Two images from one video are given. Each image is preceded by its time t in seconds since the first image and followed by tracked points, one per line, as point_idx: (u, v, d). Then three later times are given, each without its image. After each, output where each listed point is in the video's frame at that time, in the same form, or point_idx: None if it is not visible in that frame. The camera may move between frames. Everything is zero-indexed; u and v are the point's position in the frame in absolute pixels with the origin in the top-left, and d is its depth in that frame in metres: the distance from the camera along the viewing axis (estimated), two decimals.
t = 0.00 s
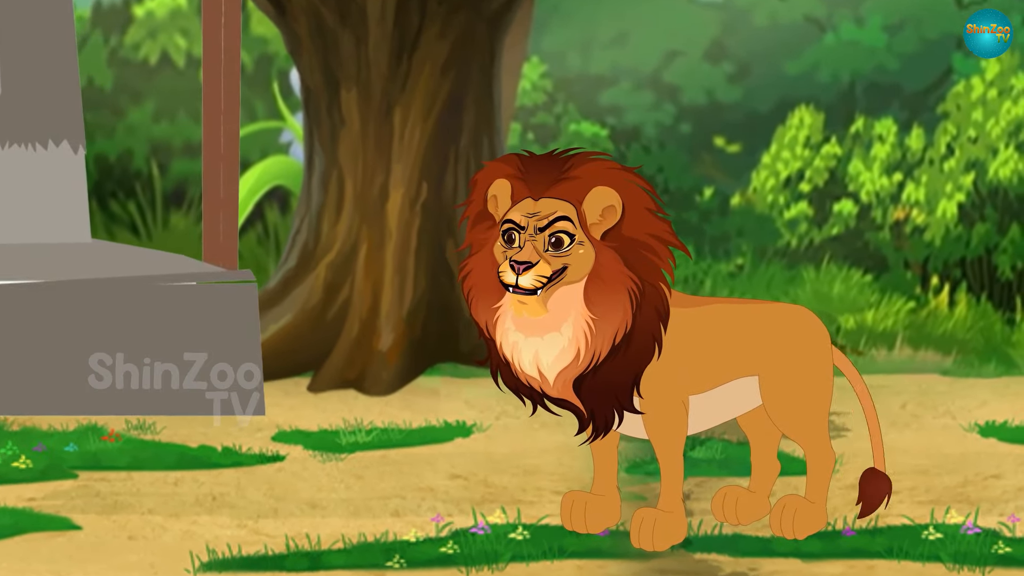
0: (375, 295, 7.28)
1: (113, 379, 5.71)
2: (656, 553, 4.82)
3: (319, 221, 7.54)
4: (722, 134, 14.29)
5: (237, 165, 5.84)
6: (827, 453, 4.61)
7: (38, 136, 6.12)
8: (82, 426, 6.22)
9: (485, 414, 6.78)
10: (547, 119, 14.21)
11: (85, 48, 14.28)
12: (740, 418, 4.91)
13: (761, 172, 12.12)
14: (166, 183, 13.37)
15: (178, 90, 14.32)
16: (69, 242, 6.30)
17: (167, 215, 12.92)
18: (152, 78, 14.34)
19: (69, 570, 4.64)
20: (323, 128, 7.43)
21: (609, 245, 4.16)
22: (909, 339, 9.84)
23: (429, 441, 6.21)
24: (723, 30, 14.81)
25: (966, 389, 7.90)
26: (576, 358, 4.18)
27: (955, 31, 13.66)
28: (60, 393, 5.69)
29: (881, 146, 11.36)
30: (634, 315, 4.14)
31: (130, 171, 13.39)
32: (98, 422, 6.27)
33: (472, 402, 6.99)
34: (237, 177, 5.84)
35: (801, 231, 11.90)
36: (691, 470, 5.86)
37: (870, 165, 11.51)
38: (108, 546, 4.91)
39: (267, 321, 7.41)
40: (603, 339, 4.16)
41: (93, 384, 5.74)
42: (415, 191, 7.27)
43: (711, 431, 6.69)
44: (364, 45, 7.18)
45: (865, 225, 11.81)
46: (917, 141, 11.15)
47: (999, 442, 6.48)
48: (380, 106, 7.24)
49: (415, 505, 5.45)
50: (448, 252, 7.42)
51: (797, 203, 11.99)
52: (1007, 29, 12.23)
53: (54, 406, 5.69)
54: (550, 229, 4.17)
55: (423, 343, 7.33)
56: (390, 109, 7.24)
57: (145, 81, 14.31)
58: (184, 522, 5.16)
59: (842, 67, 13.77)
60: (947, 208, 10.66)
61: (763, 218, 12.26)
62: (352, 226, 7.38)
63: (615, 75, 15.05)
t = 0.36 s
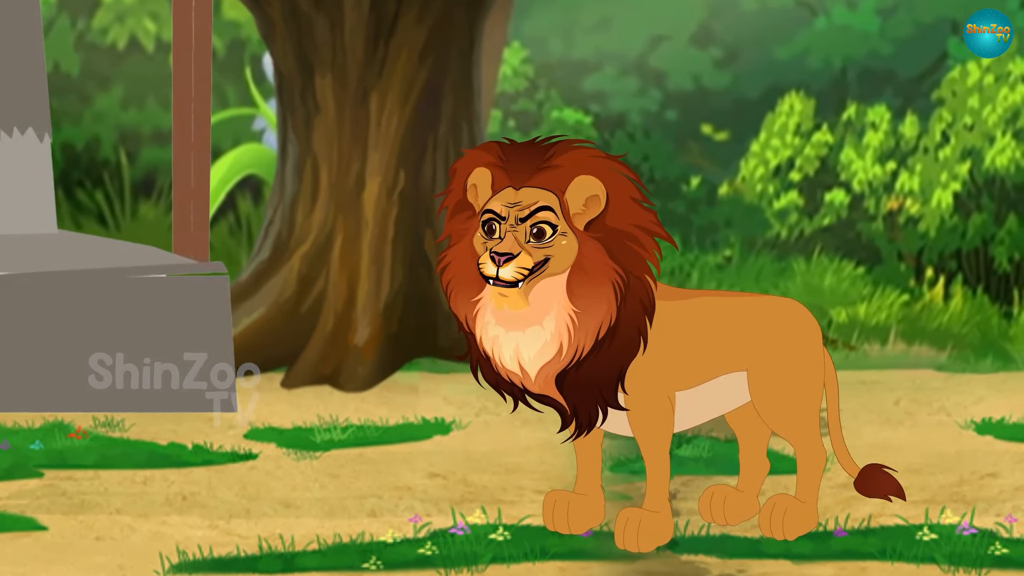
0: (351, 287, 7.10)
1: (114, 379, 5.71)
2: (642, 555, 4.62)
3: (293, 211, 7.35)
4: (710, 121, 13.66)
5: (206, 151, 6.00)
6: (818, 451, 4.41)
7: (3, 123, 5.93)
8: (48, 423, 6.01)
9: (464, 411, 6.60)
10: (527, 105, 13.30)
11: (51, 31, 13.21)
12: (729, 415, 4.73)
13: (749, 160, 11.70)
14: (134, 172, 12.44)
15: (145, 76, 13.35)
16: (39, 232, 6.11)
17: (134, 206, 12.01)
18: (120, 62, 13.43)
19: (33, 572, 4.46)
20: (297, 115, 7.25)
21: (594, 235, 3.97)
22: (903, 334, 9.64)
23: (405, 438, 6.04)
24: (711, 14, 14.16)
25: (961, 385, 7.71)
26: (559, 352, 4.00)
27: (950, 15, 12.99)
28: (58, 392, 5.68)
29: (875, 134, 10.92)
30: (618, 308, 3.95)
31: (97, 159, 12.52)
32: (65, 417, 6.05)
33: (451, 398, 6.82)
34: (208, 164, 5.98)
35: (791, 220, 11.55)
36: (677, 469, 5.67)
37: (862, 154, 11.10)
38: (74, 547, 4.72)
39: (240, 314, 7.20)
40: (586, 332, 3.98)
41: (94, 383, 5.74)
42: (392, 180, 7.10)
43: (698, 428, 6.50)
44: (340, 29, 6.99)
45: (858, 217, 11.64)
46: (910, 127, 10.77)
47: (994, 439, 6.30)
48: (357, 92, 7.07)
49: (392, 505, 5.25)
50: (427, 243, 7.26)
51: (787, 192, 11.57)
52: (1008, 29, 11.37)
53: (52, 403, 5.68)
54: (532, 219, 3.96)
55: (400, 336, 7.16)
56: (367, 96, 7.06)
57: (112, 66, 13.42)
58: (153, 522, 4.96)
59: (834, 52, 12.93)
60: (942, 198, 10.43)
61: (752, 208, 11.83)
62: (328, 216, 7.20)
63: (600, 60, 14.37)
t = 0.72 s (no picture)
0: (326, 279, 6.93)
1: (113, 379, 5.52)
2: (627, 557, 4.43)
3: (265, 202, 7.15)
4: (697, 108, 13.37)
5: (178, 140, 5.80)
6: (808, 448, 4.22)
7: None
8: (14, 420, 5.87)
9: (443, 408, 6.57)
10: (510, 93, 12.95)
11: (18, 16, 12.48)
12: (717, 412, 4.45)
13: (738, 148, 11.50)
14: (104, 159, 11.85)
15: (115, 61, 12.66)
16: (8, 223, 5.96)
17: (104, 195, 11.51)
18: (89, 48, 12.72)
19: None
20: (271, 102, 7.05)
21: (577, 226, 3.76)
22: (897, 328, 9.56)
23: (384, 436, 5.87)
24: None
25: (958, 381, 7.55)
26: (542, 348, 3.78)
27: None
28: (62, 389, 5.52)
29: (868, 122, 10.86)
30: (603, 302, 3.74)
31: (67, 148, 11.89)
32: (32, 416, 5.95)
33: (430, 394, 6.80)
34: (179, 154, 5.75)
35: (781, 211, 11.29)
36: (664, 468, 5.49)
37: (855, 142, 11.01)
38: (41, 548, 4.54)
39: (211, 309, 7.01)
40: (570, 327, 3.76)
41: (94, 383, 5.55)
42: (369, 169, 6.93)
43: (685, 425, 6.34)
44: (316, 13, 6.82)
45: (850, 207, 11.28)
46: (903, 113, 10.71)
47: (991, 437, 6.14)
48: (333, 79, 6.89)
49: (369, 505, 5.05)
50: (405, 234, 7.10)
51: (776, 181, 11.40)
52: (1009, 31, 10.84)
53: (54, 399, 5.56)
54: (514, 210, 3.76)
55: (377, 330, 7.01)
56: (343, 82, 6.89)
57: (82, 52, 12.70)
58: (122, 523, 4.77)
59: (825, 36, 12.71)
60: (937, 186, 10.30)
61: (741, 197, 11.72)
62: (303, 207, 7.01)
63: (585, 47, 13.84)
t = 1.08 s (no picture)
0: (302, 271, 6.76)
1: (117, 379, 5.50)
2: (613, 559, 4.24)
3: (240, 192, 7.00)
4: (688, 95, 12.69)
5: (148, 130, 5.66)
6: (800, 447, 4.01)
7: None
8: None
9: (423, 404, 6.47)
10: (491, 79, 12.22)
11: None
12: (705, 408, 4.22)
13: (728, 138, 11.22)
14: (71, 149, 11.39)
15: (83, 47, 12.00)
16: None
17: (73, 185, 11.10)
18: (58, 36, 12.07)
19: None
20: (246, 89, 6.92)
21: (561, 217, 3.55)
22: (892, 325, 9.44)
23: (361, 434, 5.72)
24: None
25: (952, 376, 7.39)
26: (525, 343, 3.59)
27: None
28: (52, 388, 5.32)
29: (860, 109, 10.74)
30: (588, 296, 3.53)
31: (34, 137, 11.42)
32: None
33: (411, 390, 6.67)
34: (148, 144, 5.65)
35: (772, 203, 10.92)
36: (649, 467, 5.33)
37: (847, 130, 10.85)
38: (8, 548, 4.36)
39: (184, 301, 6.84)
40: (553, 321, 3.56)
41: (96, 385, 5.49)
42: (347, 157, 6.78)
43: (672, 422, 6.18)
44: None
45: (841, 196, 10.88)
46: (897, 103, 10.59)
47: (986, 433, 6.00)
48: (309, 65, 6.76)
49: (346, 505, 4.87)
50: (384, 226, 6.90)
51: (767, 171, 11.04)
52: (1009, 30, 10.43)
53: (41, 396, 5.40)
54: (495, 200, 3.60)
55: (354, 324, 6.85)
56: (320, 68, 6.75)
57: (49, 37, 12.08)
58: (92, 523, 4.60)
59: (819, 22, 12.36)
60: (932, 176, 10.29)
61: (730, 187, 11.21)
62: (279, 196, 6.85)
63: (568, 32, 12.88)
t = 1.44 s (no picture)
0: (294, 269, 6.71)
1: (114, 378, 5.51)
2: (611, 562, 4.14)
3: (231, 189, 6.95)
4: (682, 92, 13.17)
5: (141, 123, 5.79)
6: (798, 448, 3.94)
7: None
8: None
9: (417, 403, 6.38)
10: (484, 75, 12.80)
11: None
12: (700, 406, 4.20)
13: (725, 135, 11.43)
14: (61, 146, 12.04)
15: (76, 45, 12.66)
16: None
17: (63, 181, 11.72)
18: (48, 29, 12.68)
19: None
20: (238, 86, 6.87)
21: (556, 214, 3.49)
22: (889, 322, 9.36)
23: (353, 433, 5.68)
24: None
25: (951, 373, 7.36)
26: (520, 342, 3.53)
27: None
28: (51, 386, 5.40)
29: (858, 106, 10.67)
30: (583, 294, 3.48)
31: (23, 133, 12.11)
32: None
33: (405, 390, 6.61)
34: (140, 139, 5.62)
35: (768, 199, 11.23)
36: (645, 466, 5.28)
37: (844, 126, 10.76)
38: None
39: (174, 300, 6.78)
40: (548, 319, 3.50)
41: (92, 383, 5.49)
42: (339, 154, 6.74)
43: (668, 422, 6.14)
44: None
45: (840, 195, 11.16)
46: (897, 98, 10.50)
47: (987, 432, 5.95)
48: (300, 61, 6.71)
49: (339, 505, 4.79)
50: (376, 222, 6.90)
51: (764, 168, 11.27)
52: (1010, 28, 10.44)
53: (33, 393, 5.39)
54: (490, 197, 3.49)
55: (347, 322, 6.80)
56: (312, 64, 6.70)
57: (41, 33, 12.69)
58: (82, 524, 4.50)
59: (814, 16, 12.82)
60: (931, 172, 10.08)
61: (726, 185, 11.67)
62: (270, 194, 6.81)
63: (563, 28, 13.42)
